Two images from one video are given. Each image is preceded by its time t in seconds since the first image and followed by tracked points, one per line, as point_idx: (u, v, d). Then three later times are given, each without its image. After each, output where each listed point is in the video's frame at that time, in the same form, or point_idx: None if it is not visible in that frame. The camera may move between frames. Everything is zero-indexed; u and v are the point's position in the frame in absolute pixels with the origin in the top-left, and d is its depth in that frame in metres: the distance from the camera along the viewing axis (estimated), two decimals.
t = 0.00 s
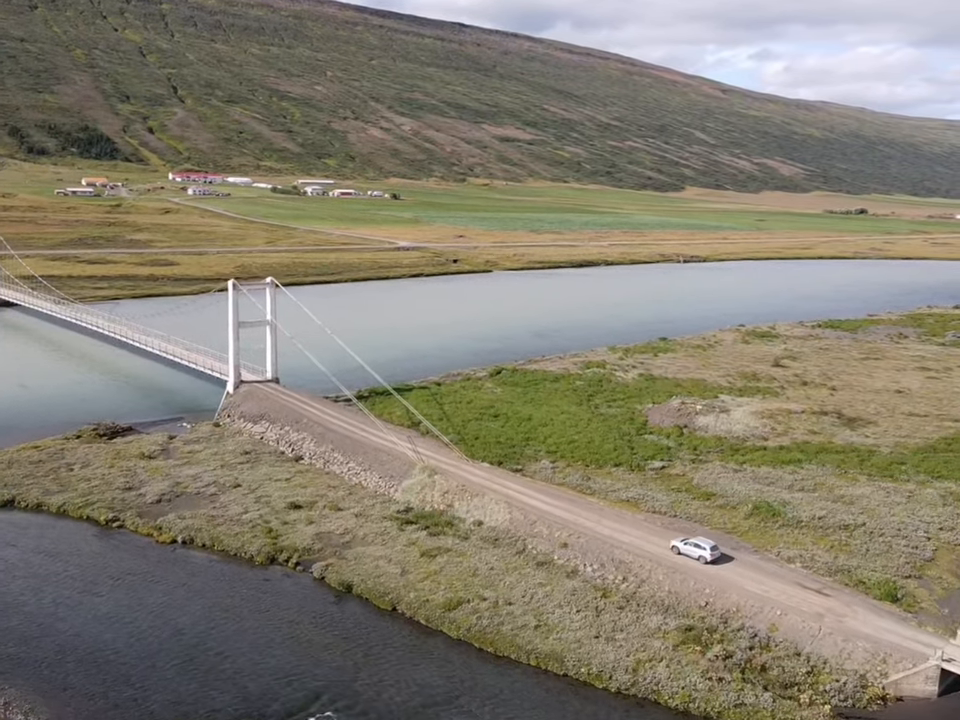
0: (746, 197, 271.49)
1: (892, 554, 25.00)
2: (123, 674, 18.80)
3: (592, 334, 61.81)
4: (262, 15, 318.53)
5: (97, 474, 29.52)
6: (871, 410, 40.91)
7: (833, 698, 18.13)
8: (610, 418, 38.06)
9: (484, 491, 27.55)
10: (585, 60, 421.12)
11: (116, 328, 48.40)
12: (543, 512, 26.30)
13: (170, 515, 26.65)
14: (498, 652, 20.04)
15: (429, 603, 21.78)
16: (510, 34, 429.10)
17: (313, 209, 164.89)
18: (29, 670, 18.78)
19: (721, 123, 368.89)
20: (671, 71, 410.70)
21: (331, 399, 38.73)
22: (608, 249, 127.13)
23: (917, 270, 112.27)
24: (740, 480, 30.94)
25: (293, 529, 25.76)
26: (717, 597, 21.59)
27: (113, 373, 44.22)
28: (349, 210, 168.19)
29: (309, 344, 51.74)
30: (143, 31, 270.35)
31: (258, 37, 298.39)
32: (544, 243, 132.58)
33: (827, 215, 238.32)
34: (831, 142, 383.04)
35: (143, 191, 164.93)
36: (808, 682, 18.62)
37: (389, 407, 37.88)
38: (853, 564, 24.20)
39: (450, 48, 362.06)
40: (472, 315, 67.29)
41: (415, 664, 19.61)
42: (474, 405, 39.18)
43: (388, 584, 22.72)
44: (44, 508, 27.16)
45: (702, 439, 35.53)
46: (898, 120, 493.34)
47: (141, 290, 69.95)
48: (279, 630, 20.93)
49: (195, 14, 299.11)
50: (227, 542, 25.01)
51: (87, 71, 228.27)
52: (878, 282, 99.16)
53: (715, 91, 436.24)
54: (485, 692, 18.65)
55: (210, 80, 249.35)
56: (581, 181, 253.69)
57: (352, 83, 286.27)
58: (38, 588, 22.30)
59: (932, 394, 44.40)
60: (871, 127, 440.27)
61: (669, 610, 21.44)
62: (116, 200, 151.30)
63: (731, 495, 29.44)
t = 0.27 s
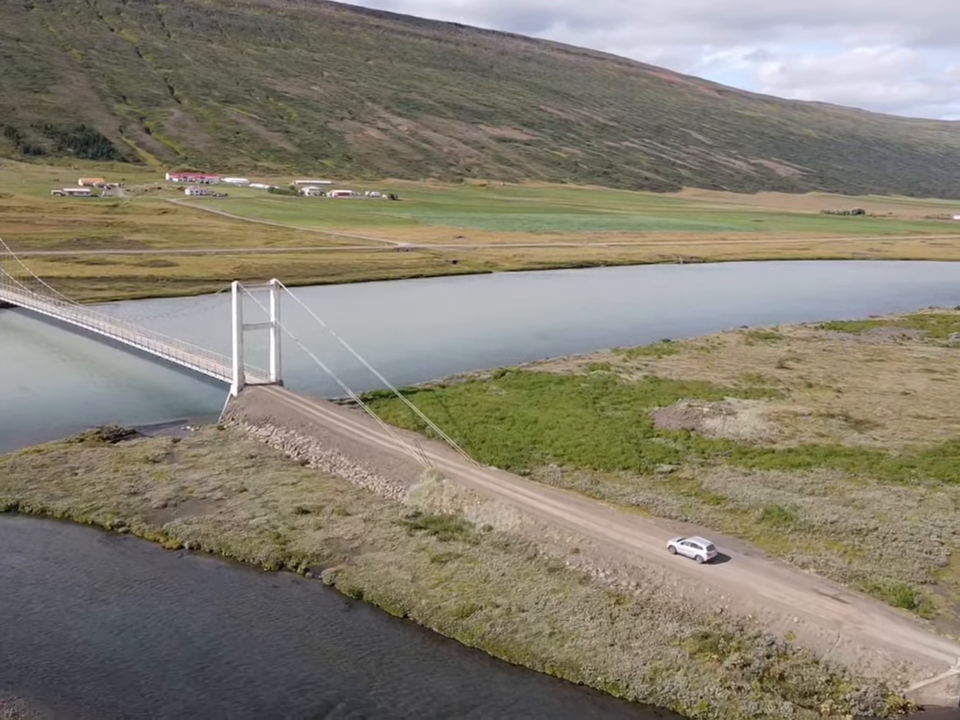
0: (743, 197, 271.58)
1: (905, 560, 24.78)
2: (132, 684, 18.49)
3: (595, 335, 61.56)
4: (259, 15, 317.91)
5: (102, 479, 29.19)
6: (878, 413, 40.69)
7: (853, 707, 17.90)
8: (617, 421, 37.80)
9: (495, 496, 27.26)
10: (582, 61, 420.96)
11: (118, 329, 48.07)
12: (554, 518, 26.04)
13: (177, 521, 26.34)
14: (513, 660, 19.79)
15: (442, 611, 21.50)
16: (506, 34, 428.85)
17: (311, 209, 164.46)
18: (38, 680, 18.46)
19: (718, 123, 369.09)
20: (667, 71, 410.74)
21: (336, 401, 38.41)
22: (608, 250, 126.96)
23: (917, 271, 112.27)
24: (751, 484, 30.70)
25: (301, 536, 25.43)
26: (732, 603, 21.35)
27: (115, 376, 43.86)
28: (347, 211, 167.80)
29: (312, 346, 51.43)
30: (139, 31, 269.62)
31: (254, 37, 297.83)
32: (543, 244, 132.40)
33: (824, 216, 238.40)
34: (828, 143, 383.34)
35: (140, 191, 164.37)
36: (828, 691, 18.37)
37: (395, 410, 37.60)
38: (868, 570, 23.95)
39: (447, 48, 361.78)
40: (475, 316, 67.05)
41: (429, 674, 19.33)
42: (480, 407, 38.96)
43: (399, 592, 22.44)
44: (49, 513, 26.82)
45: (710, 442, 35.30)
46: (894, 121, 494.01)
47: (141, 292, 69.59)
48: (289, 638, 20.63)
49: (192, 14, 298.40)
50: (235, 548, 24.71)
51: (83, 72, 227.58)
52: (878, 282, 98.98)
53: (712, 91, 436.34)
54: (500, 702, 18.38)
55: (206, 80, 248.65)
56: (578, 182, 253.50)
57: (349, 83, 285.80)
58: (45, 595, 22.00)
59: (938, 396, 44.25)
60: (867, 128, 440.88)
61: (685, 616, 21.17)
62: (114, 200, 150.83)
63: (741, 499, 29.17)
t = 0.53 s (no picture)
0: (742, 198, 271.70)
1: (921, 565, 24.52)
2: (143, 694, 18.23)
3: (599, 336, 61.36)
4: (258, 15, 317.61)
5: (108, 483, 28.94)
6: (887, 416, 40.48)
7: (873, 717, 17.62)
8: (624, 424, 37.59)
9: (505, 501, 27.00)
10: (580, 61, 420.93)
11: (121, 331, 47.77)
12: (565, 523, 25.75)
13: (184, 526, 26.07)
14: (527, 669, 19.53)
15: (454, 618, 21.24)
16: (505, 35, 428.70)
17: (311, 210, 164.26)
18: (47, 689, 18.19)
19: (717, 124, 369.12)
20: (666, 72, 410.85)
21: (341, 404, 38.17)
22: (609, 251, 126.75)
23: (918, 271, 112.14)
24: (761, 489, 30.47)
25: (310, 541, 25.17)
26: (749, 610, 21.06)
27: (119, 378, 43.57)
28: (347, 211, 167.61)
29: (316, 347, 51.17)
30: (138, 31, 269.36)
31: (253, 37, 297.66)
32: (544, 245, 132.23)
33: (824, 216, 238.51)
34: (827, 143, 383.63)
35: (139, 192, 164.08)
36: (847, 701, 18.11)
37: (401, 413, 37.36)
38: (883, 575, 23.71)
39: (446, 49, 361.74)
40: (478, 317, 66.88)
41: (443, 683, 19.04)
42: (486, 410, 38.73)
43: (410, 598, 22.16)
44: (54, 518, 26.57)
45: (718, 445, 35.09)
46: (892, 121, 494.54)
47: (143, 293, 69.32)
48: (301, 646, 20.36)
49: (191, 14, 298.17)
50: (243, 554, 24.45)
51: (82, 72, 227.31)
52: (880, 283, 98.87)
53: (711, 92, 436.53)
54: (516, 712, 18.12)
55: (205, 80, 248.42)
56: (577, 182, 253.45)
57: (348, 83, 285.73)
58: (53, 601, 21.77)
59: (946, 398, 44.08)
60: (866, 128, 441.05)
61: (700, 624, 20.90)
62: (113, 201, 150.53)
63: (753, 504, 28.91)
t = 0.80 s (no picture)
0: (742, 198, 271.64)
1: (937, 572, 24.22)
2: (154, 705, 17.98)
3: (603, 337, 61.02)
4: (258, 15, 317.28)
5: (114, 487, 28.66)
6: (897, 418, 40.25)
7: None
8: (633, 427, 37.38)
9: (516, 506, 26.74)
10: (580, 61, 420.77)
11: (125, 333, 47.48)
12: (576, 528, 25.50)
13: (193, 531, 25.80)
14: (543, 678, 19.23)
15: (467, 626, 20.97)
16: (505, 35, 428.47)
17: (312, 210, 164.04)
18: (56, 699, 17.94)
19: (716, 124, 369.04)
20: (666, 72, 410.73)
21: (348, 407, 37.91)
22: (610, 252, 126.52)
23: (920, 272, 112.01)
24: (773, 493, 30.22)
25: (320, 546, 24.89)
26: (766, 617, 20.78)
27: (123, 380, 43.29)
28: (348, 211, 167.39)
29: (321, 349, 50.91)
30: (138, 31, 269.01)
31: (253, 37, 297.33)
32: (545, 245, 132.03)
33: (824, 217, 238.45)
34: (827, 144, 383.64)
35: (139, 192, 163.79)
36: (869, 711, 17.84)
37: (408, 415, 37.10)
38: (900, 582, 23.42)
39: (445, 49, 361.50)
40: (482, 318, 66.61)
41: (457, 692, 18.78)
42: (493, 412, 38.52)
43: (423, 605, 21.91)
44: (60, 523, 26.28)
45: (728, 448, 34.87)
46: (892, 121, 494.49)
47: (145, 294, 69.06)
48: (312, 655, 20.08)
49: (191, 14, 297.79)
50: (253, 559, 24.18)
51: (82, 71, 227.02)
52: (882, 284, 98.74)
53: (710, 92, 436.47)
54: None
55: (205, 80, 248.12)
56: (577, 183, 253.24)
57: (348, 83, 285.48)
58: (61, 609, 21.50)
59: (954, 401, 43.87)
60: (865, 129, 441.10)
61: (716, 631, 20.64)
62: (114, 201, 150.28)
63: (765, 509, 28.66)
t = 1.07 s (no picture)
0: (743, 199, 271.23)
1: (955, 578, 23.93)
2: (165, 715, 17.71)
3: (608, 339, 60.78)
4: (259, 16, 317.11)
5: (120, 491, 28.36)
6: (907, 421, 39.98)
7: None
8: (642, 430, 37.11)
9: (528, 510, 26.50)
10: (581, 62, 420.51)
11: (130, 334, 47.18)
12: (589, 532, 25.21)
13: (201, 535, 25.55)
14: (559, 686, 18.99)
15: (481, 633, 20.71)
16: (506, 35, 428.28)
17: (314, 211, 163.82)
18: (65, 709, 17.68)
19: (718, 125, 368.71)
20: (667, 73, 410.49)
21: (355, 409, 37.65)
22: (613, 253, 126.25)
23: (923, 274, 111.74)
24: (784, 496, 29.95)
25: (329, 551, 24.64)
26: (784, 624, 20.50)
27: (128, 383, 43.02)
28: (350, 212, 167.16)
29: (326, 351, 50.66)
30: (139, 31, 268.82)
31: (254, 37, 297.03)
32: (548, 246, 131.83)
33: (826, 218, 238.12)
34: (828, 144, 383.23)
35: (141, 192, 163.59)
36: None
37: (416, 418, 36.87)
38: (918, 589, 23.15)
39: (446, 50, 361.23)
40: (486, 319, 66.38)
41: (472, 701, 18.52)
42: (501, 415, 38.25)
43: (436, 612, 21.62)
44: (67, 527, 26.03)
45: (738, 451, 34.58)
46: (893, 122, 494.10)
47: (149, 295, 68.86)
48: (323, 662, 19.80)
49: (192, 14, 297.54)
50: (262, 565, 23.89)
51: (83, 72, 226.85)
52: (887, 285, 98.36)
53: (711, 93, 436.24)
54: None
55: (206, 80, 247.91)
56: (578, 183, 252.89)
57: (349, 84, 285.23)
58: (70, 614, 21.26)
59: None
60: (866, 129, 440.81)
61: (733, 638, 20.36)
62: (115, 201, 150.09)
63: (778, 513, 28.38)
